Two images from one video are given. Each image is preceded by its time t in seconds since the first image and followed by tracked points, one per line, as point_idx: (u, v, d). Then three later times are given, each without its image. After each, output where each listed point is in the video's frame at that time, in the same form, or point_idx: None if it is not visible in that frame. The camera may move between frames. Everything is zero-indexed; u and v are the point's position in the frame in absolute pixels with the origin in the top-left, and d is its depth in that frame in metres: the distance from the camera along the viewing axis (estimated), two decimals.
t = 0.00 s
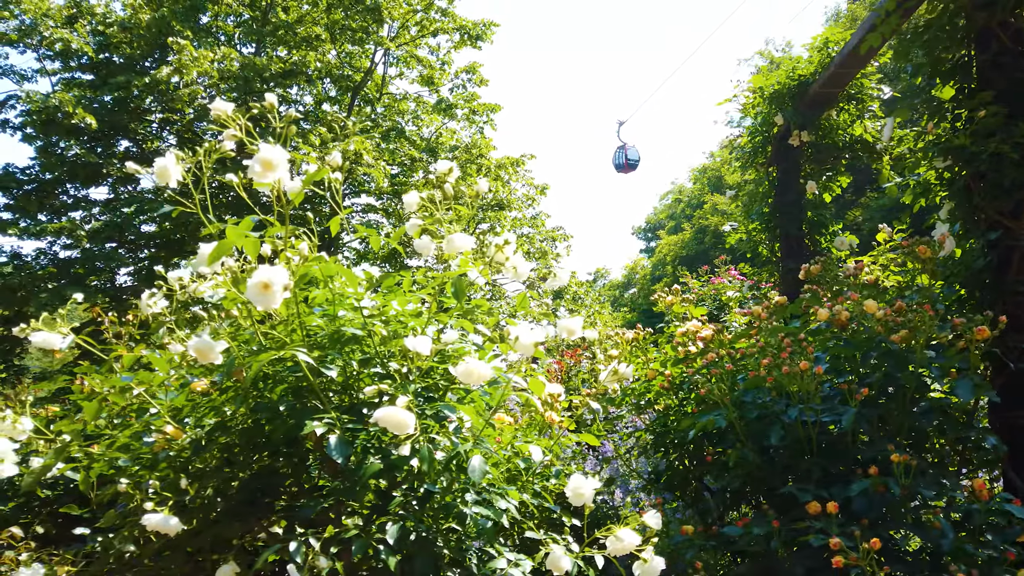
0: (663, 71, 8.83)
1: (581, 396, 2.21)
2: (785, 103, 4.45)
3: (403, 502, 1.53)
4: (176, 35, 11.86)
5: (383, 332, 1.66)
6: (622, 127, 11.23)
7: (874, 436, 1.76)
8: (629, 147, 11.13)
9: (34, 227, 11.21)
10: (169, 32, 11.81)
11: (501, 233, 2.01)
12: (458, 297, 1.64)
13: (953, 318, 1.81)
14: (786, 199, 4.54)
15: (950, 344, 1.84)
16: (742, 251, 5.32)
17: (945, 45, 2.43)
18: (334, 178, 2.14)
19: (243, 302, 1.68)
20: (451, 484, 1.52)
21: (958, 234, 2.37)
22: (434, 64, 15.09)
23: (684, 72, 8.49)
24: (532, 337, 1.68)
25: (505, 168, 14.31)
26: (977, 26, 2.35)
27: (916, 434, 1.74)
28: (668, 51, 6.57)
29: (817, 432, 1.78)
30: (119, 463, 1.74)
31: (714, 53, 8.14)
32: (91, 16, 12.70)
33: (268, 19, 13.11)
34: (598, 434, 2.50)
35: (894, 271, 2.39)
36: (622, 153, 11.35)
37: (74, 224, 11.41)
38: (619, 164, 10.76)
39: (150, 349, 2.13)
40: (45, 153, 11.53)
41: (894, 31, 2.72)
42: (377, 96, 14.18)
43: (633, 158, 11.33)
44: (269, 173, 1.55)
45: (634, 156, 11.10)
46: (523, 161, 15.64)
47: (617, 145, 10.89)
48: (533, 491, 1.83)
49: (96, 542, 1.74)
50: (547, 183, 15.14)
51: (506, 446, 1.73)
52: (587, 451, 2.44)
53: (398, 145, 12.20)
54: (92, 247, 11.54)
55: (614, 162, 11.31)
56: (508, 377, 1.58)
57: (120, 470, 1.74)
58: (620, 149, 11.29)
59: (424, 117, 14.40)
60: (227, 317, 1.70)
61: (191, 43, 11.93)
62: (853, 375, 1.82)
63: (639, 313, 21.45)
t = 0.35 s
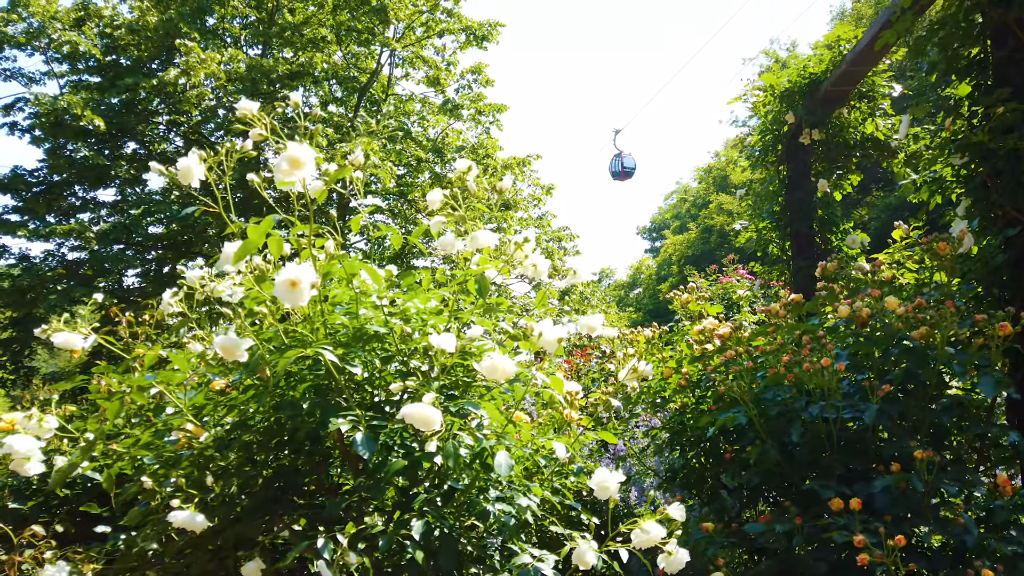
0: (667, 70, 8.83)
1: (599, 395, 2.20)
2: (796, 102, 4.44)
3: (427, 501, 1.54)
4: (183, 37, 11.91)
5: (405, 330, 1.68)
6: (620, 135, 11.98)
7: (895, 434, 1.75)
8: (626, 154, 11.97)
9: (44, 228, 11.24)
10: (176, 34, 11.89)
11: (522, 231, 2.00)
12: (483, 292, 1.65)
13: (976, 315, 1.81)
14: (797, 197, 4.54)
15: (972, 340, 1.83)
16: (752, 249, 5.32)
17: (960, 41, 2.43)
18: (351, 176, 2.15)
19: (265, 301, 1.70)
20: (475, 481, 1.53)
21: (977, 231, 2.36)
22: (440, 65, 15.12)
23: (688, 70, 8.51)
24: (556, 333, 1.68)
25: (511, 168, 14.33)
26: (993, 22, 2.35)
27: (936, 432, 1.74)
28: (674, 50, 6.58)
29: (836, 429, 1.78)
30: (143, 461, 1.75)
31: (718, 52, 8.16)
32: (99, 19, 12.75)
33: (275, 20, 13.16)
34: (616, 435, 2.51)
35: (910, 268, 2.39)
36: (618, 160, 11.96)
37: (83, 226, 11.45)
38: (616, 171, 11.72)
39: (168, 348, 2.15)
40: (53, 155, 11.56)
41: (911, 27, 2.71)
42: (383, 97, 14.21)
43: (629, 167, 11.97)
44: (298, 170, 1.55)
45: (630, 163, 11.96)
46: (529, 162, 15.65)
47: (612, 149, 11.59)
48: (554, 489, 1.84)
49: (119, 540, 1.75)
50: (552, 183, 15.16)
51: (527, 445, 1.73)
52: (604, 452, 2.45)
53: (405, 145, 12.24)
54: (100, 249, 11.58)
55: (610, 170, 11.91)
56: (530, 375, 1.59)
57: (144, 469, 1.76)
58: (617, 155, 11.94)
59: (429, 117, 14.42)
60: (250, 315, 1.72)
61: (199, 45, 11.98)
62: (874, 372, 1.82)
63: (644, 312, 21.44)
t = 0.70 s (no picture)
0: (673, 67, 8.80)
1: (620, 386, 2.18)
2: (808, 96, 4.39)
3: (453, 492, 1.54)
4: (190, 36, 11.92)
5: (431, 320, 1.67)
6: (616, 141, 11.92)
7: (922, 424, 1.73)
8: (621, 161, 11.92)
9: (53, 228, 11.24)
10: (183, 32, 11.91)
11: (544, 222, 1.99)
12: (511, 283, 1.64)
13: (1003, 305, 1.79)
14: (810, 191, 4.52)
15: (999, 330, 1.82)
16: (764, 245, 5.29)
17: (982, 29, 2.41)
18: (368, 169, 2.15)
19: (286, 292, 1.69)
20: (502, 471, 1.53)
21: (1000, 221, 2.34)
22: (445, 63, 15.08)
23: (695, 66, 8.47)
24: (585, 324, 1.66)
25: (516, 167, 14.29)
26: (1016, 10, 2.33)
27: (963, 422, 1.73)
28: (681, 46, 6.55)
29: (863, 421, 1.77)
30: (165, 454, 1.75)
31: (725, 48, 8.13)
32: (106, 18, 12.75)
33: (281, 19, 13.15)
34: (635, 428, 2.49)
35: (931, 259, 2.37)
36: (614, 166, 11.90)
37: (91, 225, 11.46)
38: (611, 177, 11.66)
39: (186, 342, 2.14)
40: (61, 154, 11.58)
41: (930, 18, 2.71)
42: (389, 95, 14.19)
43: (625, 173, 11.91)
44: (326, 158, 1.57)
45: (626, 169, 11.91)
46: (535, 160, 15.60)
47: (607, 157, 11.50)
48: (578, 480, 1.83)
49: (141, 533, 1.74)
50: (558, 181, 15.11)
51: (552, 436, 1.73)
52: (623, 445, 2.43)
53: (411, 144, 12.22)
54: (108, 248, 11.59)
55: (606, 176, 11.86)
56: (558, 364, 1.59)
57: (164, 462, 1.75)
58: (613, 162, 11.88)
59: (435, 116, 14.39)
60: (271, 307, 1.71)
61: (206, 43, 11.99)
62: (900, 362, 1.81)
63: (649, 311, 21.36)
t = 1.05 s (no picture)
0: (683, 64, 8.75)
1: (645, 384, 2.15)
2: (826, 92, 4.35)
3: (484, 489, 1.52)
4: (199, 34, 11.94)
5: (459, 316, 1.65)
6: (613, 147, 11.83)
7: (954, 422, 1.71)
8: (618, 167, 11.84)
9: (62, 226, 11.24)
10: (191, 31, 11.93)
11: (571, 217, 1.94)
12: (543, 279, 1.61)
13: None
14: (825, 188, 4.49)
15: None
16: (777, 243, 5.24)
17: (1009, 22, 2.39)
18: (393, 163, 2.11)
19: (314, 288, 1.67)
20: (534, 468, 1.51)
21: None
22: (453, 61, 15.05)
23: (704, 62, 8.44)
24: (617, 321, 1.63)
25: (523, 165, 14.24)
26: None
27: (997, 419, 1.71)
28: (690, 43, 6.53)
29: (895, 419, 1.75)
30: (190, 450, 1.74)
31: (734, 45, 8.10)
32: (114, 17, 12.76)
33: (289, 17, 13.15)
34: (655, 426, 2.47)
35: (955, 256, 2.35)
36: (611, 173, 11.82)
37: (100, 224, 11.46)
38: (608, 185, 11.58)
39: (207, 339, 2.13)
40: (70, 153, 11.58)
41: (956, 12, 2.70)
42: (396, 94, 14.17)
43: (622, 179, 11.83)
44: (360, 152, 1.55)
45: (623, 176, 11.85)
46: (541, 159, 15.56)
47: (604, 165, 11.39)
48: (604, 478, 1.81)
49: (165, 530, 1.73)
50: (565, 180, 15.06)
51: (580, 434, 1.70)
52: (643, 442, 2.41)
53: (419, 142, 12.19)
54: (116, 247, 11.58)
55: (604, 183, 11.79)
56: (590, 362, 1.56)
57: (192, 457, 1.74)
58: (610, 169, 11.79)
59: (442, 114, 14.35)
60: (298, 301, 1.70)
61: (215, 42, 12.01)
62: (932, 359, 1.78)
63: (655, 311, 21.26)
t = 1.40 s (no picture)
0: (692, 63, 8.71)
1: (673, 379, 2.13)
2: (844, 89, 4.31)
3: (519, 488, 1.50)
4: (207, 34, 11.96)
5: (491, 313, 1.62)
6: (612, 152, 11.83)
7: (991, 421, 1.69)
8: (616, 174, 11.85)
9: (70, 225, 11.23)
10: (199, 30, 11.97)
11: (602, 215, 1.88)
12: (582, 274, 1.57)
13: None
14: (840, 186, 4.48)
15: None
16: (792, 241, 5.21)
17: None
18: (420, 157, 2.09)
19: (344, 284, 1.64)
20: (567, 468, 1.49)
21: None
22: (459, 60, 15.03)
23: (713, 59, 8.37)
24: (655, 317, 1.58)
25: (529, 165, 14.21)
26: None
27: None
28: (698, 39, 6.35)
29: (932, 416, 1.72)
30: (218, 446, 1.73)
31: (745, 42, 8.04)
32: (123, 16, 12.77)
33: (296, 17, 13.16)
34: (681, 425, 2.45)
35: (985, 252, 2.32)
36: (609, 179, 11.81)
37: (108, 223, 11.46)
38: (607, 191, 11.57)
39: (231, 335, 2.12)
40: (78, 152, 11.58)
41: (983, 6, 2.67)
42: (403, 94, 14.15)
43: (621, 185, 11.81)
44: (398, 144, 1.56)
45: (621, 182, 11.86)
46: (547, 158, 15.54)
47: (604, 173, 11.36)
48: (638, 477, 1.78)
49: (192, 528, 1.73)
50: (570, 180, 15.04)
51: (615, 433, 1.67)
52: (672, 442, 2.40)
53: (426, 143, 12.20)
54: (124, 246, 11.59)
55: (603, 189, 11.79)
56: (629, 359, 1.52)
57: (220, 454, 1.73)
58: (608, 175, 11.78)
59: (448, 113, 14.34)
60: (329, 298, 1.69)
61: (223, 41, 12.02)
62: (969, 356, 1.75)
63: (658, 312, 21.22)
